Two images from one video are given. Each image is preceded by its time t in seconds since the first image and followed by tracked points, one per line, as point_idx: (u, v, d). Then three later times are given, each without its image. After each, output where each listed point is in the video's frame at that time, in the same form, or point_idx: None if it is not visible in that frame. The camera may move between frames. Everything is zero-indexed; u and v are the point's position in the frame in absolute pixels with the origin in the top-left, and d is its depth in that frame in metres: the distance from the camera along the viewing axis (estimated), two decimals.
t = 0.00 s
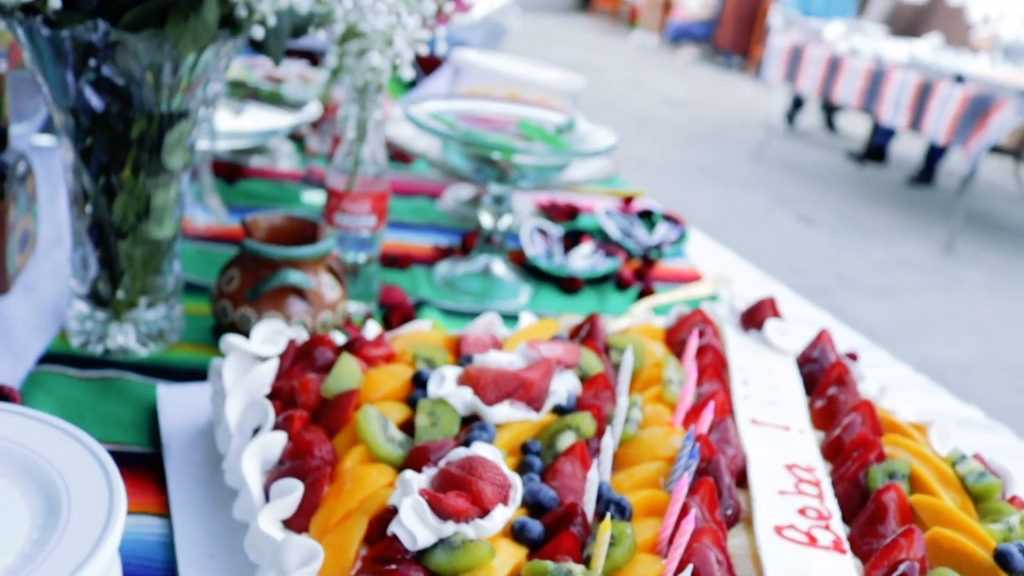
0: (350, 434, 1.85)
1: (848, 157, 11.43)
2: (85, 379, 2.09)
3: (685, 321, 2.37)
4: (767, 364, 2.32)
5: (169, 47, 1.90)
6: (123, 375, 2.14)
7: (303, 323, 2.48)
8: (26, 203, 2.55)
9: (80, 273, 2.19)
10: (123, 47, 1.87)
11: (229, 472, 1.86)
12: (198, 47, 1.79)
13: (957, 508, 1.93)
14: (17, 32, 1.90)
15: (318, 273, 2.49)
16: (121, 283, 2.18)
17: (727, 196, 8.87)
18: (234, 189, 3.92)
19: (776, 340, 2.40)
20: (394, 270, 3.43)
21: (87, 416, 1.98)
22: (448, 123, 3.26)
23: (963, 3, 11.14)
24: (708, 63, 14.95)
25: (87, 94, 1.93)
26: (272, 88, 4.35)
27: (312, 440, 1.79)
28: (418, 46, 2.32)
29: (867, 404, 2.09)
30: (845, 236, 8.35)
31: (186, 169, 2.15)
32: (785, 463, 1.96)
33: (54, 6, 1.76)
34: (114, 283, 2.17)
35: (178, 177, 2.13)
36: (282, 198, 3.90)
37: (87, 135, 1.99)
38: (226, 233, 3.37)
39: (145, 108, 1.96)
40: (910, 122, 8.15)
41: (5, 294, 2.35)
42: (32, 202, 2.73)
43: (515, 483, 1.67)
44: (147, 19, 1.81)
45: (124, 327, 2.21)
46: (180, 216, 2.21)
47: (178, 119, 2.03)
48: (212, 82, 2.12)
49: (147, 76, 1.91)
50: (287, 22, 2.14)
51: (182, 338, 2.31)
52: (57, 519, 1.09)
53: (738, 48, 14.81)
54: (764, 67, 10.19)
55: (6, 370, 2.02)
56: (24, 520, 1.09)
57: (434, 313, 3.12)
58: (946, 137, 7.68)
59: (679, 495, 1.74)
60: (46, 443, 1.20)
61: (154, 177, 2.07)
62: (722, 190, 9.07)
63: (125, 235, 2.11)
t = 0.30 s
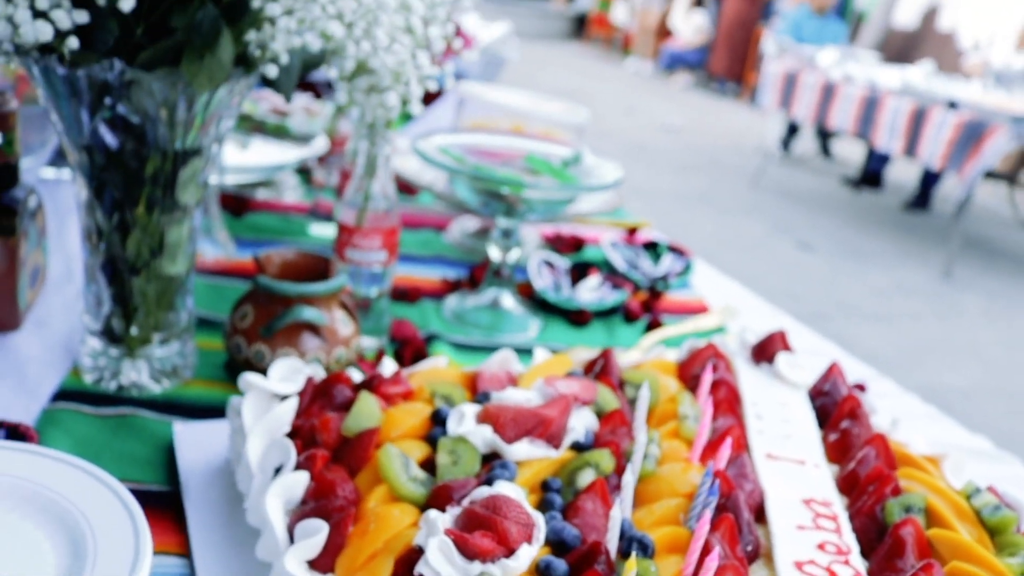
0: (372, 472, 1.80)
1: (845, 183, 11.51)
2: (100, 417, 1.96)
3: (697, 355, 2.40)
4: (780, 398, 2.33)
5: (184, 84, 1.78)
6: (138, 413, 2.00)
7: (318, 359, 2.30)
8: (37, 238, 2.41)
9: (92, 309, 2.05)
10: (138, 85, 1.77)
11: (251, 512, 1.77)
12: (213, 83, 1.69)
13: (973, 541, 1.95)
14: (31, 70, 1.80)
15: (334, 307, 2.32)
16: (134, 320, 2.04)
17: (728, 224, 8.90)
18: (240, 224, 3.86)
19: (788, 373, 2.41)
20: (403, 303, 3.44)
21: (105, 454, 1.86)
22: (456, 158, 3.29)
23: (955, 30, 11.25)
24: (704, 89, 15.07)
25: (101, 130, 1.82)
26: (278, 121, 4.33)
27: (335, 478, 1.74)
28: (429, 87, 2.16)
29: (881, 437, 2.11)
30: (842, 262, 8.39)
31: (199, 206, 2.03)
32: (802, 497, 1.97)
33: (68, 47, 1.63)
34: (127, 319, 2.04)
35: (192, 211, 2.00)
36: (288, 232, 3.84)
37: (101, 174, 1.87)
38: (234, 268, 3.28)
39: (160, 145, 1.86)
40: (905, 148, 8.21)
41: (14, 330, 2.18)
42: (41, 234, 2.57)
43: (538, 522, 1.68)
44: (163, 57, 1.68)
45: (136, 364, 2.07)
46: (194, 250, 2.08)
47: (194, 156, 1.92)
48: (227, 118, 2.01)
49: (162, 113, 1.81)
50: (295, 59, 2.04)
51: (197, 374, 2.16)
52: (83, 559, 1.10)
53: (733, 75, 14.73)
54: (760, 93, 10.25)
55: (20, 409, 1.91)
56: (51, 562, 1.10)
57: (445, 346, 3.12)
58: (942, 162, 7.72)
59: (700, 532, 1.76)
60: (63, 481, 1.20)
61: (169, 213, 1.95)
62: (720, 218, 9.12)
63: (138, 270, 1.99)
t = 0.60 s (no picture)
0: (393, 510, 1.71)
1: (843, 206, 11.55)
2: (114, 453, 1.87)
3: (710, 388, 2.41)
4: (795, 429, 2.33)
5: (200, 121, 1.73)
6: (152, 449, 1.91)
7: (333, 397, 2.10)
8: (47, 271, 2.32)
9: (105, 344, 1.96)
10: (155, 121, 1.71)
11: (272, 551, 1.65)
12: (229, 118, 1.66)
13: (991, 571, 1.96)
14: (46, 104, 1.74)
15: (347, 342, 2.10)
16: (148, 355, 1.95)
17: (728, 248, 8.92)
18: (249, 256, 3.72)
19: (801, 404, 2.39)
20: (413, 334, 3.39)
21: (120, 490, 1.78)
22: (466, 191, 3.31)
23: (950, 52, 11.30)
24: (700, 113, 15.15)
25: (116, 167, 1.76)
26: (284, 152, 4.30)
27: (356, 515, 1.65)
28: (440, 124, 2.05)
29: (896, 467, 2.12)
30: (842, 285, 8.42)
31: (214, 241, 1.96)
32: (821, 529, 1.97)
33: (85, 86, 1.58)
34: (141, 354, 1.96)
35: (207, 245, 1.93)
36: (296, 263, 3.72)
37: (116, 211, 1.81)
38: (243, 301, 3.20)
39: (175, 182, 1.80)
40: (903, 170, 8.23)
41: (26, 364, 2.10)
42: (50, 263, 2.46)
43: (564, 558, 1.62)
44: (178, 95, 1.63)
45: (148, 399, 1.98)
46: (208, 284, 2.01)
47: (208, 193, 1.86)
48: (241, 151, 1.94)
49: (177, 149, 1.75)
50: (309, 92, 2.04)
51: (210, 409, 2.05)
52: None
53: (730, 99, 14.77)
54: (758, 117, 10.29)
55: (34, 446, 1.83)
56: None
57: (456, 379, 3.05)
58: (939, 185, 7.72)
59: (721, 566, 1.76)
60: (83, 518, 1.21)
61: (184, 249, 1.88)
62: (720, 242, 9.13)
63: (152, 305, 1.91)
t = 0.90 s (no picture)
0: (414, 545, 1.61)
1: (843, 226, 11.58)
2: (129, 487, 1.82)
3: (724, 417, 2.37)
4: (810, 459, 2.29)
5: (214, 156, 1.72)
6: (166, 482, 1.86)
7: (347, 430, 2.02)
8: (60, 303, 2.28)
9: (119, 378, 1.93)
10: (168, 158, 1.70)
11: None
12: (243, 155, 1.63)
13: None
14: (59, 143, 1.73)
15: (361, 373, 2.03)
16: (162, 388, 1.91)
17: (729, 271, 8.93)
18: (257, 285, 3.71)
19: (814, 434, 2.36)
20: (422, 364, 3.35)
21: (135, 527, 1.72)
22: (476, 223, 3.33)
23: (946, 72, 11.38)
24: (698, 136, 15.21)
25: (129, 203, 1.75)
26: (292, 183, 4.29)
27: (378, 549, 1.54)
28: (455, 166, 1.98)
29: (911, 495, 2.06)
30: (844, 306, 8.41)
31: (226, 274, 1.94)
32: (839, 560, 1.92)
33: (99, 124, 1.57)
34: (155, 387, 1.92)
35: (219, 278, 1.91)
36: (304, 293, 3.70)
37: (128, 247, 1.79)
38: (253, 331, 3.19)
39: (189, 217, 1.78)
40: (903, 191, 8.25)
41: (39, 398, 2.06)
42: (62, 296, 2.41)
43: None
44: (190, 132, 1.62)
45: (162, 432, 1.93)
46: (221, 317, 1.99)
47: (221, 227, 1.84)
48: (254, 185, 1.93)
49: (191, 183, 1.74)
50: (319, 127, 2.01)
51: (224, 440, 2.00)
52: None
53: (728, 120, 14.88)
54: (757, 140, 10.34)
55: (49, 480, 1.79)
56: None
57: (468, 411, 3.00)
58: (939, 206, 7.79)
59: None
60: (97, 553, 1.19)
61: (197, 283, 1.86)
62: (723, 265, 9.14)
63: (164, 339, 1.88)
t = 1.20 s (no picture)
0: None
1: (845, 245, 11.58)
2: (141, 519, 1.77)
3: (736, 444, 2.24)
4: (822, 485, 2.18)
5: (226, 190, 1.71)
6: (178, 515, 1.80)
7: (359, 462, 1.94)
8: (69, 334, 2.27)
9: (131, 410, 1.88)
10: (181, 192, 1.68)
11: None
12: (254, 191, 1.61)
13: None
14: (71, 178, 1.71)
15: (374, 404, 1.97)
16: (173, 421, 1.86)
17: (733, 292, 8.92)
18: (266, 314, 3.70)
19: (826, 459, 2.26)
20: (432, 392, 3.32)
21: (147, 560, 1.67)
22: (484, 252, 3.34)
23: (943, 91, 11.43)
24: (700, 156, 15.25)
25: (141, 237, 1.72)
26: (299, 212, 4.29)
27: None
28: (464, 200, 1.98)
29: (927, 522, 1.96)
30: (849, 325, 8.39)
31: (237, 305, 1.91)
32: None
33: (111, 158, 1.56)
34: (166, 420, 1.88)
35: (231, 310, 1.86)
36: (313, 322, 3.69)
37: (140, 279, 1.76)
38: (263, 361, 3.19)
39: (201, 249, 1.75)
40: (904, 210, 8.26)
41: (49, 429, 2.02)
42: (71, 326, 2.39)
43: None
44: (203, 165, 1.62)
45: (174, 465, 1.89)
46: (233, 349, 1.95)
47: (233, 259, 1.81)
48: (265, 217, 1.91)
49: (202, 215, 1.72)
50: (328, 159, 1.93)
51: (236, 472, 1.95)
52: None
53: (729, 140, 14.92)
54: (758, 160, 10.36)
55: (61, 514, 1.75)
56: None
57: (479, 440, 2.96)
58: (941, 225, 7.79)
59: None
60: None
61: (208, 316, 1.82)
62: (727, 286, 9.14)
63: (176, 371, 1.85)
